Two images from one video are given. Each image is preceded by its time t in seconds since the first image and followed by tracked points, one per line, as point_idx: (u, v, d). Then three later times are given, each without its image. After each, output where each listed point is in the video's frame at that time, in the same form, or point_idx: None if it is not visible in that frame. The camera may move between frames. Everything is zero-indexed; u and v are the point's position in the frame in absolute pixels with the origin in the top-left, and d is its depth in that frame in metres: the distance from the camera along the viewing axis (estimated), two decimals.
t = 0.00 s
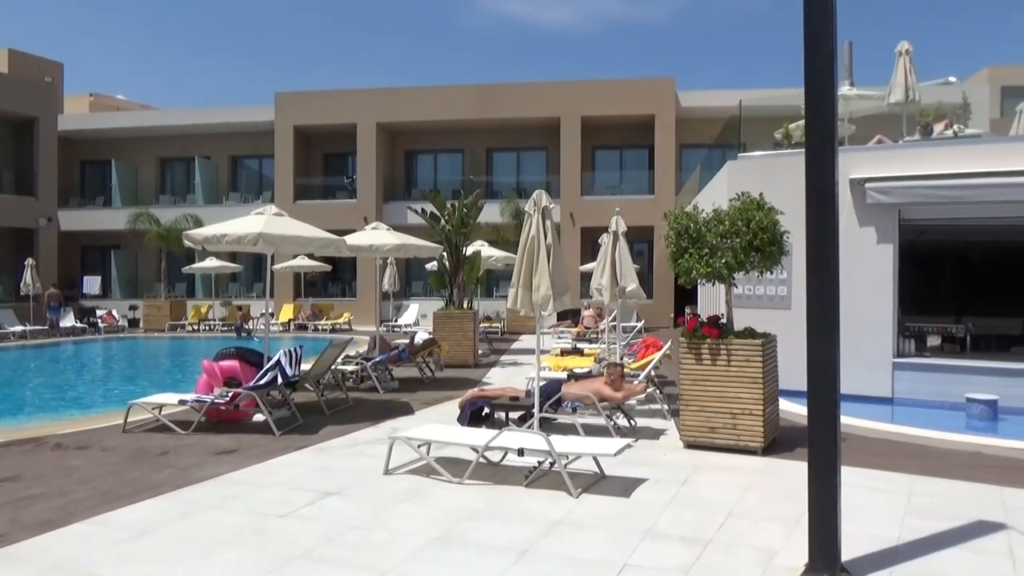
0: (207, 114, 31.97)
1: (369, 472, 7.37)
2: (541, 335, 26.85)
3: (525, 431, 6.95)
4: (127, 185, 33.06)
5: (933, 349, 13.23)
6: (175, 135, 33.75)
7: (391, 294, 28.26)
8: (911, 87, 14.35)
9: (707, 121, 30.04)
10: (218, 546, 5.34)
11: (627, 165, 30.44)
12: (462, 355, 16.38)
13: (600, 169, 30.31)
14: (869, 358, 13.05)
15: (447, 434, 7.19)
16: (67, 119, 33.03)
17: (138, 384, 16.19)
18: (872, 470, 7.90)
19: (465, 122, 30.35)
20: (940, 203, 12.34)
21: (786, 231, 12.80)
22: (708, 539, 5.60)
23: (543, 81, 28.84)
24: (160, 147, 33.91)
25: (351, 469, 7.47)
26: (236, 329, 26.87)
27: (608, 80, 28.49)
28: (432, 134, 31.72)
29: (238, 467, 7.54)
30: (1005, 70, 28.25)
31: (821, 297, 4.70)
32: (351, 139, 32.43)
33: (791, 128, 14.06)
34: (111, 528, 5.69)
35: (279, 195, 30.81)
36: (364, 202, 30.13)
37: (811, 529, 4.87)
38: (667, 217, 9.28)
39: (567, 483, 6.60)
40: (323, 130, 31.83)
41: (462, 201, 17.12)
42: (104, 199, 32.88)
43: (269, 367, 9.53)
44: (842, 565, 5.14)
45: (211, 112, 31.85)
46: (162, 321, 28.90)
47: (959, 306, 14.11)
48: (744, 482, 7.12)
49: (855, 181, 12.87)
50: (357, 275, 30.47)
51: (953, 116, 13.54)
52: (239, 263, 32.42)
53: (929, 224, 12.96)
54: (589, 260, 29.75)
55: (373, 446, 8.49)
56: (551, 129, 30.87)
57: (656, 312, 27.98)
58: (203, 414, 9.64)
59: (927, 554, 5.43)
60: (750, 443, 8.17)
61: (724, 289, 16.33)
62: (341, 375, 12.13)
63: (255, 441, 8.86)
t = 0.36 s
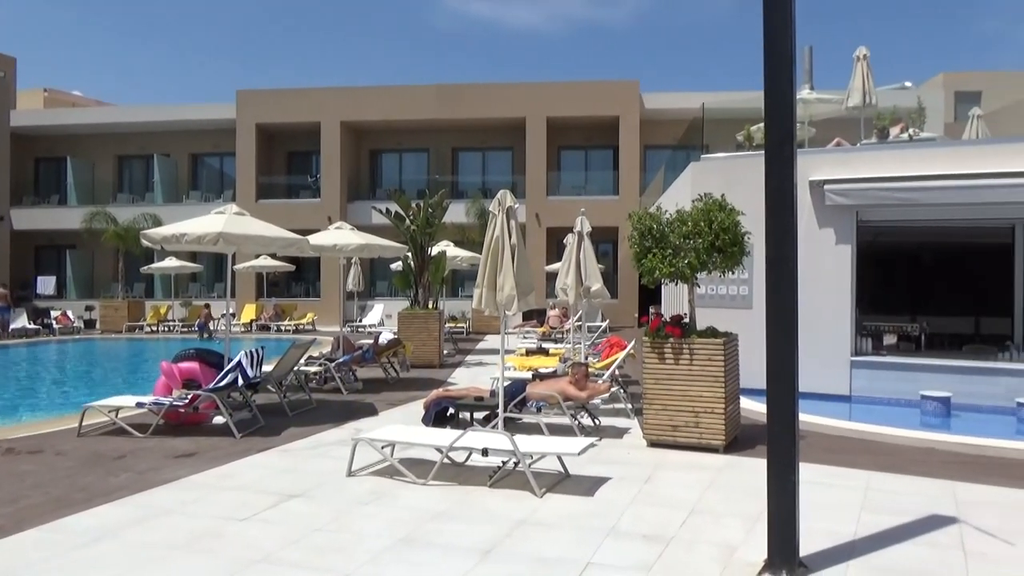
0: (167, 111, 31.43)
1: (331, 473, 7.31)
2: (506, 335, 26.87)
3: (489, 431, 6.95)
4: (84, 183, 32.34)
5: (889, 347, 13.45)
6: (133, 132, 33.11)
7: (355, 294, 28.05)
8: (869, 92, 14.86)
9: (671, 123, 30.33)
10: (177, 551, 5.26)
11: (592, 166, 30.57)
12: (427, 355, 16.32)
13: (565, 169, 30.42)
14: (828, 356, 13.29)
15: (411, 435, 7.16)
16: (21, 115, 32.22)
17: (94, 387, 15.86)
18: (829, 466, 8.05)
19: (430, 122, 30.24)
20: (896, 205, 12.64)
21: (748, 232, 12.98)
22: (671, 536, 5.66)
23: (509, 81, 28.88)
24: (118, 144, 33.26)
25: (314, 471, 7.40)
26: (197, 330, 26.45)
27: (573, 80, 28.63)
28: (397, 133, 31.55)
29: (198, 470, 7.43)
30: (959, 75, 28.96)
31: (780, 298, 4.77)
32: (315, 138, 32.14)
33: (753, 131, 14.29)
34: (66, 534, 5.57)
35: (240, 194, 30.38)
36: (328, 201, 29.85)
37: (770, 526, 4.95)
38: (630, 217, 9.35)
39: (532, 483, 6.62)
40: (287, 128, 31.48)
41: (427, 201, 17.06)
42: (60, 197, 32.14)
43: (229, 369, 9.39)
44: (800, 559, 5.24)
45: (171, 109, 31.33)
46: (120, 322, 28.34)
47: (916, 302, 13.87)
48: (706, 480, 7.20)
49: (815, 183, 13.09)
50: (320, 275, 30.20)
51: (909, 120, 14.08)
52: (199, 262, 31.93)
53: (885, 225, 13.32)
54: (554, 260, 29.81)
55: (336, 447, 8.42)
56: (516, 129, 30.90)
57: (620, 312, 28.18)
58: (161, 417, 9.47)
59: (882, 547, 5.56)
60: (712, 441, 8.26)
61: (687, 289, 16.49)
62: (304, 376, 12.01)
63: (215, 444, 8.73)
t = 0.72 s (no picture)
0: (121, 108, 30.78)
1: (290, 477, 7.22)
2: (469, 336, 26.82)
3: (450, 432, 6.93)
4: (34, 181, 31.52)
5: (844, 346, 13.82)
6: (86, 130, 32.36)
7: (316, 295, 27.75)
8: (824, 97, 15.20)
9: (633, 124, 30.56)
10: (129, 558, 5.15)
11: (555, 167, 30.67)
12: (389, 357, 16.22)
13: (528, 170, 30.48)
14: (784, 355, 13.50)
15: (372, 437, 7.10)
16: None
17: (45, 391, 15.47)
18: (786, 463, 8.19)
19: (392, 122, 30.08)
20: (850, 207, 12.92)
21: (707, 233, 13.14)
22: (631, 535, 5.70)
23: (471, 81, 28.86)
24: (70, 142, 32.50)
25: (272, 475, 7.30)
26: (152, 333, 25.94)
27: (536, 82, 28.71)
28: (358, 133, 31.32)
29: (152, 476, 7.28)
30: (912, 80, 29.64)
31: (737, 298, 4.84)
32: (274, 137, 31.74)
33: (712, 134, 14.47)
34: (13, 543, 5.42)
35: (197, 193, 29.86)
36: (288, 201, 29.50)
37: (728, 522, 5.01)
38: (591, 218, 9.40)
39: (493, 484, 6.62)
40: (246, 127, 31.05)
41: (389, 201, 16.95)
42: (8, 196, 31.27)
43: (185, 372, 9.21)
44: (757, 555, 5.32)
45: (126, 107, 30.69)
46: (71, 324, 27.66)
47: (874, 301, 14.04)
48: (666, 478, 7.26)
49: (772, 185, 13.29)
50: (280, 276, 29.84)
51: (863, 124, 14.44)
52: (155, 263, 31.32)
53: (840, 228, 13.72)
54: (517, 261, 29.83)
55: (295, 451, 8.32)
56: (478, 130, 30.85)
57: (583, 313, 28.33)
58: (114, 421, 9.26)
59: (836, 542, 5.67)
60: (672, 440, 8.34)
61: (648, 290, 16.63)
62: (262, 378, 11.83)
63: (170, 448, 8.57)
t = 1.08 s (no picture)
0: (71, 107, 30.04)
1: (247, 482, 7.11)
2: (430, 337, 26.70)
3: (410, 434, 6.89)
4: None
5: (799, 345, 14.10)
6: (34, 128, 31.51)
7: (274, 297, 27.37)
8: (779, 101, 15.52)
9: (593, 126, 30.74)
10: (78, 568, 5.01)
11: (515, 168, 30.72)
12: (348, 359, 16.07)
13: (488, 171, 30.47)
14: (741, 353, 13.68)
15: (331, 440, 7.03)
16: None
17: None
18: (743, 460, 8.30)
19: (352, 122, 29.83)
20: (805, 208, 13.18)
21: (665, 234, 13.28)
22: (590, 534, 5.73)
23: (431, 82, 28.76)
24: (18, 141, 31.61)
25: (228, 481, 7.18)
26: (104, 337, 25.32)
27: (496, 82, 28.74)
28: (316, 133, 31.01)
29: (104, 483, 7.11)
30: (864, 84, 30.30)
31: (695, 298, 4.90)
32: (231, 136, 31.26)
33: (671, 136, 14.62)
34: None
35: (151, 193, 29.26)
36: (244, 202, 29.05)
37: (686, 519, 5.07)
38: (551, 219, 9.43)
39: (453, 485, 6.60)
40: (201, 126, 30.53)
41: (348, 202, 16.82)
42: None
43: (138, 376, 9.01)
44: (713, 551, 5.39)
45: (76, 105, 29.94)
46: (19, 329, 26.88)
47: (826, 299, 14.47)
48: (625, 478, 7.32)
49: (729, 186, 13.46)
50: (237, 278, 29.39)
51: (816, 128, 14.75)
52: (107, 265, 30.60)
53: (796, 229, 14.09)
54: (478, 262, 29.78)
55: (252, 456, 8.20)
56: (439, 131, 30.74)
57: (544, 314, 28.41)
58: (63, 428, 9.02)
59: (791, 536, 5.78)
60: (631, 439, 8.41)
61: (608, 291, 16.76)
62: (219, 383, 11.63)
63: (123, 455, 8.38)
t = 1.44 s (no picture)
0: (19, 104, 29.24)
1: (201, 488, 6.99)
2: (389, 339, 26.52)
3: (369, 437, 6.84)
4: None
5: (755, 343, 14.23)
6: None
7: (230, 299, 26.94)
8: (735, 103, 15.82)
9: (553, 127, 30.86)
10: None
11: (476, 169, 30.67)
12: (307, 362, 15.88)
13: (448, 171, 30.39)
14: (699, 353, 13.82)
15: (288, 444, 6.94)
16: None
17: None
18: (700, 457, 8.41)
19: (309, 122, 29.51)
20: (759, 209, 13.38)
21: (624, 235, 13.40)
22: (550, 533, 5.75)
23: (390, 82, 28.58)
24: None
25: (182, 487, 7.05)
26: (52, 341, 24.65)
27: (456, 83, 28.68)
28: (273, 133, 30.62)
29: (52, 492, 6.93)
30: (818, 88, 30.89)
31: (652, 297, 4.94)
32: (185, 135, 30.70)
33: (629, 138, 14.74)
34: None
35: (102, 194, 28.58)
36: (199, 203, 28.53)
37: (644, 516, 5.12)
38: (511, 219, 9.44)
39: (413, 487, 6.57)
40: (154, 125, 29.93)
41: (306, 203, 16.62)
42: None
43: (88, 381, 8.79)
44: (671, 547, 5.45)
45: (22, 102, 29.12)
46: None
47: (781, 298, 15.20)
48: (585, 477, 7.36)
49: (686, 188, 13.61)
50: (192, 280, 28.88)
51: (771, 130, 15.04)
52: (56, 267, 29.82)
53: (750, 229, 14.50)
54: (438, 263, 29.67)
55: (207, 461, 8.05)
56: (398, 131, 30.56)
57: (505, 315, 28.46)
58: (9, 435, 8.76)
59: (746, 531, 5.87)
60: (591, 438, 8.46)
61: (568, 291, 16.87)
62: (173, 387, 11.40)
63: (72, 462, 8.17)
